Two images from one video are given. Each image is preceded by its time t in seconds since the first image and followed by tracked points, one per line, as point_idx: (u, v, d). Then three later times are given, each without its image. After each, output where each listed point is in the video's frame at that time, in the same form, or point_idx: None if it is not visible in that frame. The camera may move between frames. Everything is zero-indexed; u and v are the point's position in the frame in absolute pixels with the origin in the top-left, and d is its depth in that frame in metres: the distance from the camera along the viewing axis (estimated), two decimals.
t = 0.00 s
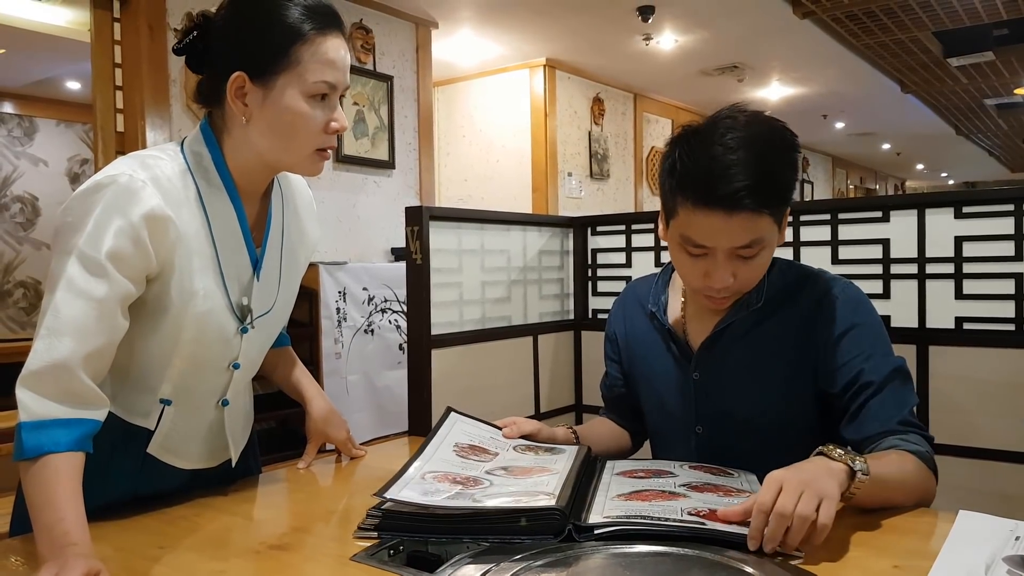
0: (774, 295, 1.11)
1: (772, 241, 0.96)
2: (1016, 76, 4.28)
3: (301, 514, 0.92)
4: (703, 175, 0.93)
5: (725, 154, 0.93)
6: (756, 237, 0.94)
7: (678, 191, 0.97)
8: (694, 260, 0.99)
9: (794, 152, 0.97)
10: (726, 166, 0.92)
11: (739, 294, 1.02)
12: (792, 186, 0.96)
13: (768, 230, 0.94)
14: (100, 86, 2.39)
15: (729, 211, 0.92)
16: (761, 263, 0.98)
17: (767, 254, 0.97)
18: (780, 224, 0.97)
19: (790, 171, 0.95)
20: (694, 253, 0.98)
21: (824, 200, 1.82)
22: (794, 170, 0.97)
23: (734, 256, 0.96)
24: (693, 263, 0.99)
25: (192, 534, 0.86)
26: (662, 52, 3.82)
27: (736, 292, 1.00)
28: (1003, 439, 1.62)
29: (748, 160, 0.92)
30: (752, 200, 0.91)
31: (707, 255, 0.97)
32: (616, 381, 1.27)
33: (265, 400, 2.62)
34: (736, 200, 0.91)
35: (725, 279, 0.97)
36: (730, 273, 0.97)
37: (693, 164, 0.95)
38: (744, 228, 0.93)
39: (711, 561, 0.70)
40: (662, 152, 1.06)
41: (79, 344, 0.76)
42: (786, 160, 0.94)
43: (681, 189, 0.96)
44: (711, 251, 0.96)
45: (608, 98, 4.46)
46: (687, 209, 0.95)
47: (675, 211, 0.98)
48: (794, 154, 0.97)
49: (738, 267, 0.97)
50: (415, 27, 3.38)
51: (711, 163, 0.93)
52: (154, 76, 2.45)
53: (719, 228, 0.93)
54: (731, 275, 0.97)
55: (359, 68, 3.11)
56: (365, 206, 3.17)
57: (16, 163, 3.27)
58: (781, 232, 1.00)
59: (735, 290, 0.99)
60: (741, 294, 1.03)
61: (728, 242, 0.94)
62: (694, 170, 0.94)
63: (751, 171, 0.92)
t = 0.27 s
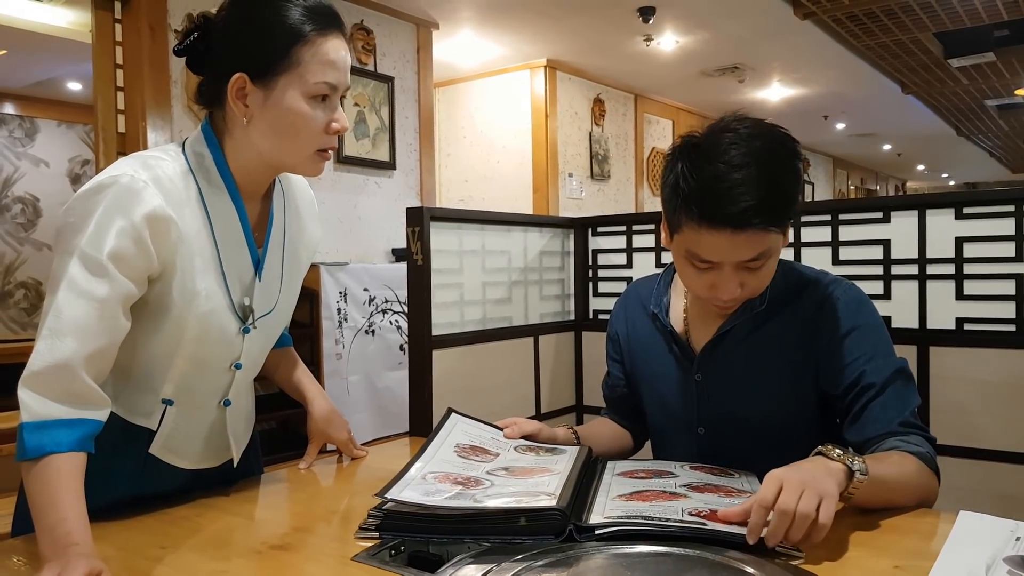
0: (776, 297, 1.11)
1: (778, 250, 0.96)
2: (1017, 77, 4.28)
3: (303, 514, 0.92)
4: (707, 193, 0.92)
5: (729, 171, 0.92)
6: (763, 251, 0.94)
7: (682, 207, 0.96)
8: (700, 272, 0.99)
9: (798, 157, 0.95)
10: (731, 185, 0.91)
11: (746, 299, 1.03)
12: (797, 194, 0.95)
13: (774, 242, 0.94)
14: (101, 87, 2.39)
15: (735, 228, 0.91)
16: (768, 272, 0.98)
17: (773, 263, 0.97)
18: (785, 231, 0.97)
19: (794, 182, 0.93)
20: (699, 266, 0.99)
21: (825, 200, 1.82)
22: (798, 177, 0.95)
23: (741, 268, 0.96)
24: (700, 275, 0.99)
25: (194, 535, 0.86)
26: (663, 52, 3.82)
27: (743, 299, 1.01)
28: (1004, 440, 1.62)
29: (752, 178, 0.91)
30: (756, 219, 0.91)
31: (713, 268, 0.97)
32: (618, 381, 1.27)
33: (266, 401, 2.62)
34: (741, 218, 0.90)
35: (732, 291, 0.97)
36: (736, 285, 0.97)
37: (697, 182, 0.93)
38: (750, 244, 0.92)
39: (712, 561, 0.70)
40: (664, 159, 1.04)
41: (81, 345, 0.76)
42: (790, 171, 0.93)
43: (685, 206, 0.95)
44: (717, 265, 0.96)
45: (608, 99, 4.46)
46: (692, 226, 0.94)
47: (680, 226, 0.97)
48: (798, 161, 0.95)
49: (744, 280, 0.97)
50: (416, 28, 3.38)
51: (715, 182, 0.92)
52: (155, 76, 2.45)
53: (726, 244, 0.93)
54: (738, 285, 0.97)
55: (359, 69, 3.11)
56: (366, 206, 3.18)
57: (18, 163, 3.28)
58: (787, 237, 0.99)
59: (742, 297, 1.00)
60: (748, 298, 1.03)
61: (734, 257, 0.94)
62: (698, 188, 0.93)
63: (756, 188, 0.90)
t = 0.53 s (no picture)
0: (779, 298, 1.11)
1: (774, 259, 0.96)
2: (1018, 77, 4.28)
3: (304, 514, 0.92)
4: (701, 204, 0.92)
5: (724, 182, 0.91)
6: (756, 261, 0.94)
7: (678, 215, 0.96)
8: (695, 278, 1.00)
9: (798, 166, 0.94)
10: (725, 197, 0.91)
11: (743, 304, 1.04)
12: (795, 203, 0.94)
13: (769, 252, 0.94)
14: (102, 88, 2.40)
15: (728, 239, 0.91)
16: (763, 280, 0.98)
17: (769, 272, 0.97)
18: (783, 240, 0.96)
19: (791, 191, 0.93)
20: (695, 271, 0.99)
21: (825, 201, 1.82)
22: (797, 186, 0.94)
23: (735, 276, 0.97)
24: (695, 280, 1.00)
25: (195, 535, 0.86)
26: (664, 53, 3.82)
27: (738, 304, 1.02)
28: (1006, 440, 1.61)
29: (747, 188, 0.91)
30: (750, 230, 0.91)
31: (707, 275, 0.98)
32: (620, 381, 1.27)
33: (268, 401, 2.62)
34: (734, 230, 0.90)
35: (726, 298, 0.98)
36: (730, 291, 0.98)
37: (692, 192, 0.93)
38: (743, 254, 0.93)
39: (713, 562, 0.70)
40: (667, 161, 1.03)
41: (82, 346, 0.76)
42: (788, 181, 0.92)
43: (681, 213, 0.95)
44: (711, 273, 0.97)
45: (609, 100, 4.46)
46: (687, 234, 0.95)
47: (676, 232, 0.98)
48: (797, 171, 0.94)
49: (739, 287, 0.97)
50: (417, 29, 3.38)
51: (709, 192, 0.92)
52: (155, 77, 2.45)
53: (718, 254, 0.93)
54: (732, 292, 0.98)
55: (360, 70, 3.12)
56: (367, 207, 3.18)
57: (18, 164, 3.29)
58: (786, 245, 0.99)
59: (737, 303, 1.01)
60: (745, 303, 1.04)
61: (727, 266, 0.94)
62: (693, 197, 0.93)
63: (750, 201, 0.90)
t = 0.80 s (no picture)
0: (780, 298, 1.11)
1: (768, 260, 0.96)
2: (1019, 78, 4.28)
3: (305, 516, 0.92)
4: (697, 197, 0.92)
5: (720, 177, 0.91)
6: (750, 259, 0.94)
7: (675, 207, 0.97)
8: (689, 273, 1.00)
9: (799, 169, 0.94)
10: (721, 191, 0.91)
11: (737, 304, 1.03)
12: (793, 206, 0.94)
13: (762, 253, 0.94)
14: (102, 89, 2.40)
15: (721, 235, 0.92)
16: (756, 281, 0.98)
17: (762, 273, 0.97)
18: (779, 242, 0.96)
19: (789, 192, 0.93)
20: (689, 267, 0.99)
21: (825, 202, 1.82)
22: (796, 188, 0.94)
23: (728, 274, 0.97)
24: (689, 275, 1.01)
25: (196, 536, 0.86)
26: (664, 54, 3.82)
27: (732, 304, 1.02)
28: (1008, 441, 1.61)
29: (745, 185, 0.91)
30: (745, 226, 0.91)
31: (700, 271, 0.98)
32: (621, 381, 1.27)
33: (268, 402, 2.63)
34: (727, 226, 0.91)
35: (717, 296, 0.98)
36: (723, 288, 0.98)
37: (689, 184, 0.94)
38: (735, 252, 0.93)
39: (713, 564, 0.70)
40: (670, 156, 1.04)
41: (82, 347, 0.76)
42: (786, 182, 0.92)
43: (677, 206, 0.96)
44: (704, 268, 0.97)
45: (610, 101, 4.46)
46: (681, 227, 0.95)
47: (672, 225, 0.98)
48: (797, 173, 0.94)
49: (731, 284, 0.97)
50: (417, 30, 3.39)
51: (706, 186, 0.92)
52: (156, 78, 2.46)
53: (711, 250, 0.93)
54: (723, 290, 0.98)
55: (361, 71, 3.12)
56: (368, 208, 3.18)
57: (19, 166, 3.31)
58: (782, 247, 0.98)
59: (731, 303, 1.01)
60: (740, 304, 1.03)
61: (719, 263, 0.94)
62: (689, 190, 0.93)
63: (746, 198, 0.90)
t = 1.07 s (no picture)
0: (780, 298, 1.11)
1: (755, 247, 0.96)
2: (1019, 79, 4.28)
3: (306, 517, 0.92)
4: (691, 169, 0.94)
5: (717, 151, 0.94)
6: (734, 237, 0.94)
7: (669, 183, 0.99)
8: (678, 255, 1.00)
9: (794, 163, 0.96)
10: (712, 161, 0.93)
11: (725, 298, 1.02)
12: (784, 195, 0.95)
13: (748, 234, 0.94)
14: (104, 90, 2.41)
15: (709, 207, 0.92)
16: (741, 269, 0.97)
17: (749, 261, 0.97)
18: (767, 233, 0.97)
19: (782, 178, 0.94)
20: (678, 248, 0.99)
21: (825, 204, 1.81)
22: (790, 179, 0.96)
23: (713, 256, 0.96)
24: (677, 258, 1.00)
25: (197, 538, 0.86)
26: (665, 55, 3.83)
27: (718, 295, 1.00)
28: (1009, 443, 1.61)
29: (737, 159, 0.93)
30: (730, 197, 0.92)
31: (688, 252, 0.98)
32: (622, 383, 1.27)
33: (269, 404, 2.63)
34: (715, 197, 0.92)
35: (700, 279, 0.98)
36: (707, 271, 0.97)
37: (685, 158, 0.96)
38: (721, 228, 0.93)
39: (713, 565, 0.70)
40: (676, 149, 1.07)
41: (84, 348, 0.76)
42: (779, 167, 0.94)
43: (671, 180, 0.98)
44: (691, 248, 0.97)
45: (611, 102, 4.47)
46: (673, 202, 0.96)
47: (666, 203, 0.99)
48: (792, 164, 0.96)
49: (715, 268, 0.97)
50: (418, 32, 3.39)
51: (701, 159, 0.94)
52: (157, 78, 2.46)
53: (698, 224, 0.94)
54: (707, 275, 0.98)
55: (362, 73, 3.12)
56: (369, 210, 3.18)
57: (21, 166, 3.32)
58: (772, 239, 0.98)
59: (717, 292, 1.00)
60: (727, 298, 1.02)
61: (705, 240, 0.94)
62: (684, 163, 0.96)
63: (738, 172, 0.92)
